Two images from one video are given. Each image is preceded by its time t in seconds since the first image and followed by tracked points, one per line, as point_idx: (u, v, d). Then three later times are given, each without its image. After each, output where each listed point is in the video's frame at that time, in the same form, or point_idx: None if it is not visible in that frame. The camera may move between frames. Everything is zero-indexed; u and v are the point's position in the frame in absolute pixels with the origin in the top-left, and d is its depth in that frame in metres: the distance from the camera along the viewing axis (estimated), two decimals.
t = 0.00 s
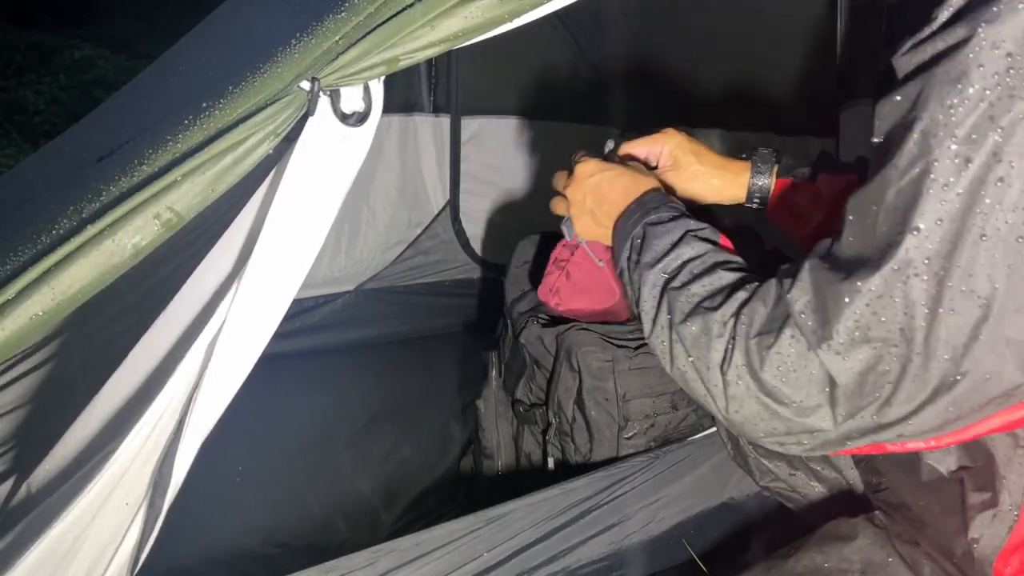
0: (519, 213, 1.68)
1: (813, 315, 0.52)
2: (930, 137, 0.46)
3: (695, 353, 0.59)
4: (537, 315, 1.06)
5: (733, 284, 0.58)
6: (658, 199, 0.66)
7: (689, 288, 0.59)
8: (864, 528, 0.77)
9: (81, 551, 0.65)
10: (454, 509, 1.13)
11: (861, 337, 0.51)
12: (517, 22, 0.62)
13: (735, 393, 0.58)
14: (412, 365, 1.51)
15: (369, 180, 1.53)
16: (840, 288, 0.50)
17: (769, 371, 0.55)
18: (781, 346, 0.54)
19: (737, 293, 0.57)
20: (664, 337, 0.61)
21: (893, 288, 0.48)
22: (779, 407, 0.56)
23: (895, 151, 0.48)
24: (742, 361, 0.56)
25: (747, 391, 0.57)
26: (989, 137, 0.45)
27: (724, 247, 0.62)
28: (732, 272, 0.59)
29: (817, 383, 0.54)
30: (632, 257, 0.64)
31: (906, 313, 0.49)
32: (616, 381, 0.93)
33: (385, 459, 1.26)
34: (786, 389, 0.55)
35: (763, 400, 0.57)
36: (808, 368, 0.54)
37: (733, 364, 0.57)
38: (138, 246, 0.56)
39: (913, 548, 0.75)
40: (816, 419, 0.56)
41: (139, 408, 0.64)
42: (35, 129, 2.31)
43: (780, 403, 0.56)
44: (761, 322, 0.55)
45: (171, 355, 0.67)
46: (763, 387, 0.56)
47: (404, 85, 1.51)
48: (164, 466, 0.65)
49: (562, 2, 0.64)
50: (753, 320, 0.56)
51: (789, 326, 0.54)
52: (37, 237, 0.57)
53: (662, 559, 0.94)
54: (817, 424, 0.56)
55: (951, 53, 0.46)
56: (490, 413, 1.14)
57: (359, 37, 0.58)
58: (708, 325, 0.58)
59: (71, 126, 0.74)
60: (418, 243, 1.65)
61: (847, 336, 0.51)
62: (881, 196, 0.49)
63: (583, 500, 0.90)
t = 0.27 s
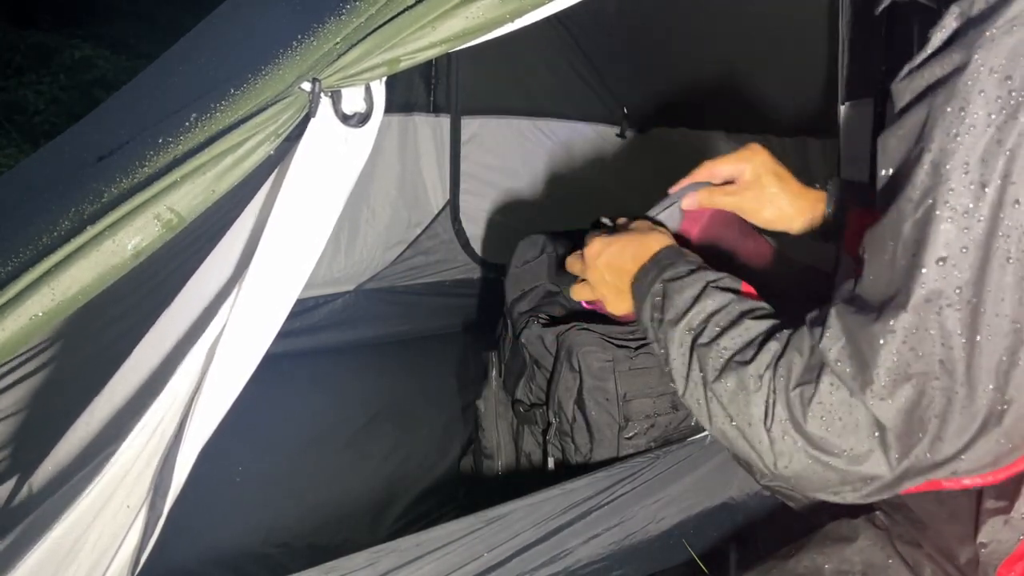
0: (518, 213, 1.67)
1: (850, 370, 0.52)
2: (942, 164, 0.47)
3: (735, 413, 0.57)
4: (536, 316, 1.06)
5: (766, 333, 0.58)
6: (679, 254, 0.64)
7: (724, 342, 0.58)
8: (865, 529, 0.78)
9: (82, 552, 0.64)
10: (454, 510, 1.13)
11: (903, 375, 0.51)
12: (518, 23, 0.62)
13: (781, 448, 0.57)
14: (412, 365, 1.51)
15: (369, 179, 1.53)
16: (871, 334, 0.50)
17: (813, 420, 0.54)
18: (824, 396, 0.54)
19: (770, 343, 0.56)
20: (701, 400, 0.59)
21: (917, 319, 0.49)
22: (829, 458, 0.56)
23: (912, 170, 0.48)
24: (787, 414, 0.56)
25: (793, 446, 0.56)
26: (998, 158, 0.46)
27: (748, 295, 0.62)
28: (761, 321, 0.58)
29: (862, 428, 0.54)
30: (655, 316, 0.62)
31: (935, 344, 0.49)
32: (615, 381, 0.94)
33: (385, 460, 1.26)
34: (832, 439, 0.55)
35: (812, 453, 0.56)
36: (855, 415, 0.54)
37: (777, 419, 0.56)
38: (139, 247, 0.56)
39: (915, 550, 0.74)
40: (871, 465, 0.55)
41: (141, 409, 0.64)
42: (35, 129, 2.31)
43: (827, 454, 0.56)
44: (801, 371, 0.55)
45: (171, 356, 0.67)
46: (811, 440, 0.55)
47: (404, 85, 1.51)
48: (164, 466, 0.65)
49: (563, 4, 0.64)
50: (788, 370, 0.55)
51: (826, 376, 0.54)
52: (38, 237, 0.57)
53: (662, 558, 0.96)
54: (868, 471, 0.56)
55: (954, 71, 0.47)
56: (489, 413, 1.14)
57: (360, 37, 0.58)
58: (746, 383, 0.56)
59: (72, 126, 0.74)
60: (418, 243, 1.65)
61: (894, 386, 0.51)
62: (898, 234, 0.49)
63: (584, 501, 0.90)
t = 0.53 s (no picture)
0: (519, 213, 1.68)
1: (839, 388, 0.52)
2: (933, 167, 0.46)
3: (741, 435, 0.59)
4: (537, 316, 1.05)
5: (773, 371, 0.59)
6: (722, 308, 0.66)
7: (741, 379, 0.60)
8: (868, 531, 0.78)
9: (82, 552, 0.64)
10: (454, 510, 1.13)
11: (891, 393, 0.50)
12: (517, 23, 0.62)
13: (779, 472, 0.57)
14: (412, 365, 1.51)
15: (368, 179, 1.53)
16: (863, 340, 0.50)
17: (812, 447, 0.54)
18: (823, 423, 0.53)
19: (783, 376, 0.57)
20: (718, 426, 0.61)
21: (908, 327, 0.48)
22: (827, 484, 0.56)
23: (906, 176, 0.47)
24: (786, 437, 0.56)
25: (791, 470, 0.56)
26: (992, 159, 0.45)
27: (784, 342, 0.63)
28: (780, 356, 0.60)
29: (860, 455, 0.54)
30: (698, 359, 0.64)
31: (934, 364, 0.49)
32: (617, 383, 0.94)
33: (385, 460, 1.26)
34: (830, 465, 0.54)
35: (803, 476, 0.56)
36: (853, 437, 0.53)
37: (777, 443, 0.56)
38: (138, 247, 0.56)
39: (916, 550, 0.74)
40: (864, 496, 0.55)
41: (141, 409, 0.64)
42: (36, 129, 2.31)
43: (823, 477, 0.56)
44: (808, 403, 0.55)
45: (171, 356, 0.67)
46: (809, 463, 0.55)
47: (404, 85, 1.51)
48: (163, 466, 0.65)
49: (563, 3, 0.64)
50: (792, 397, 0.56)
51: (824, 400, 0.54)
52: (36, 237, 0.57)
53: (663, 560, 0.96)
54: (865, 496, 0.55)
55: (946, 76, 0.46)
56: (489, 413, 1.14)
57: (359, 37, 0.58)
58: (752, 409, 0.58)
59: (72, 126, 0.74)
60: (418, 243, 1.65)
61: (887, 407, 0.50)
62: (895, 239, 0.48)
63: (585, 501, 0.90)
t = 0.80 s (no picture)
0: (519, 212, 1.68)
1: (863, 373, 0.53)
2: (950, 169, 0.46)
3: (765, 415, 0.62)
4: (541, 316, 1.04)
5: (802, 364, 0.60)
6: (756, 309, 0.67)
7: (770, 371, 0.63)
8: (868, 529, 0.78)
9: (82, 551, 0.64)
10: (455, 510, 1.14)
11: (919, 385, 0.51)
12: (515, 22, 0.63)
13: (797, 452, 0.60)
14: (412, 365, 1.51)
15: (369, 179, 1.54)
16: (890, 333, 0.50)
17: (832, 428, 0.57)
18: (843, 409, 0.56)
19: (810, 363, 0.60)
20: (743, 410, 0.65)
21: (945, 323, 0.48)
22: (843, 467, 0.57)
23: (950, 167, 0.48)
24: (806, 420, 0.59)
25: (809, 450, 0.59)
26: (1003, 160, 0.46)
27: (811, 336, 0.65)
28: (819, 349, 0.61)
29: (878, 441, 0.56)
30: (718, 339, 0.69)
31: (964, 359, 0.50)
32: (617, 381, 0.94)
33: (386, 460, 1.26)
34: (850, 448, 0.57)
35: (819, 458, 0.58)
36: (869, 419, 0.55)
37: (796, 423, 0.59)
38: (136, 245, 0.56)
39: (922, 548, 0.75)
40: (879, 481, 0.57)
41: (140, 408, 0.64)
42: (35, 129, 2.31)
43: (838, 458, 0.57)
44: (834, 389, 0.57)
45: (170, 355, 0.67)
46: (827, 444, 0.58)
47: (403, 85, 1.51)
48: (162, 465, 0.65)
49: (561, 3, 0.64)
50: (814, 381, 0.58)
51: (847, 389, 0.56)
52: (35, 236, 0.57)
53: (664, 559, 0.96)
54: (883, 481, 0.57)
55: (992, 73, 0.46)
56: (490, 412, 1.14)
57: (356, 36, 0.58)
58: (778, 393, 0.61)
59: (72, 126, 0.75)
60: (418, 243, 1.65)
61: (911, 398, 0.52)
62: (938, 235, 0.48)
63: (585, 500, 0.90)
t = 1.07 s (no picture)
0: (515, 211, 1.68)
1: (804, 346, 0.54)
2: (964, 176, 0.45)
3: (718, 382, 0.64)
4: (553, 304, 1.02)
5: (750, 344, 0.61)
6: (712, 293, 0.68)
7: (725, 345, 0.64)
8: (865, 527, 0.78)
9: (82, 552, 0.64)
10: (455, 510, 1.14)
11: (852, 359, 0.52)
12: (515, 23, 0.63)
13: (742, 415, 0.62)
14: (412, 365, 1.51)
15: (369, 179, 1.53)
16: (823, 311, 0.52)
17: (775, 400, 0.58)
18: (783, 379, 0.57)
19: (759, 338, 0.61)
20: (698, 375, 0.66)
21: (871, 307, 0.50)
22: (783, 435, 0.59)
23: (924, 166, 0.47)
24: (749, 390, 0.60)
25: (754, 415, 0.61)
26: (963, 156, 0.45)
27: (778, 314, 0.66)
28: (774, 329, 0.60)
29: (816, 411, 0.57)
30: (688, 313, 0.69)
31: (887, 341, 0.50)
32: (616, 370, 0.92)
33: (385, 460, 1.26)
34: (789, 416, 0.58)
35: (761, 422, 0.60)
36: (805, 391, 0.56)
37: (744, 391, 0.61)
38: (136, 246, 0.56)
39: (913, 545, 0.76)
40: (814, 448, 0.58)
41: (140, 409, 0.64)
42: (36, 129, 2.31)
43: (777, 427, 0.59)
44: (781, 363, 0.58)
45: (170, 357, 0.67)
46: (769, 410, 0.59)
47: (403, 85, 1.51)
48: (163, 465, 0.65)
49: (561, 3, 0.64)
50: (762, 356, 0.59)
51: (791, 363, 0.56)
52: (35, 237, 0.57)
53: (664, 559, 0.95)
54: (819, 452, 0.58)
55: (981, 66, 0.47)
56: (489, 409, 1.14)
57: (356, 36, 0.58)
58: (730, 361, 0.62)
59: (72, 126, 0.74)
60: (418, 243, 1.65)
61: (843, 371, 0.53)
62: (875, 224, 0.49)
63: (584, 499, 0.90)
